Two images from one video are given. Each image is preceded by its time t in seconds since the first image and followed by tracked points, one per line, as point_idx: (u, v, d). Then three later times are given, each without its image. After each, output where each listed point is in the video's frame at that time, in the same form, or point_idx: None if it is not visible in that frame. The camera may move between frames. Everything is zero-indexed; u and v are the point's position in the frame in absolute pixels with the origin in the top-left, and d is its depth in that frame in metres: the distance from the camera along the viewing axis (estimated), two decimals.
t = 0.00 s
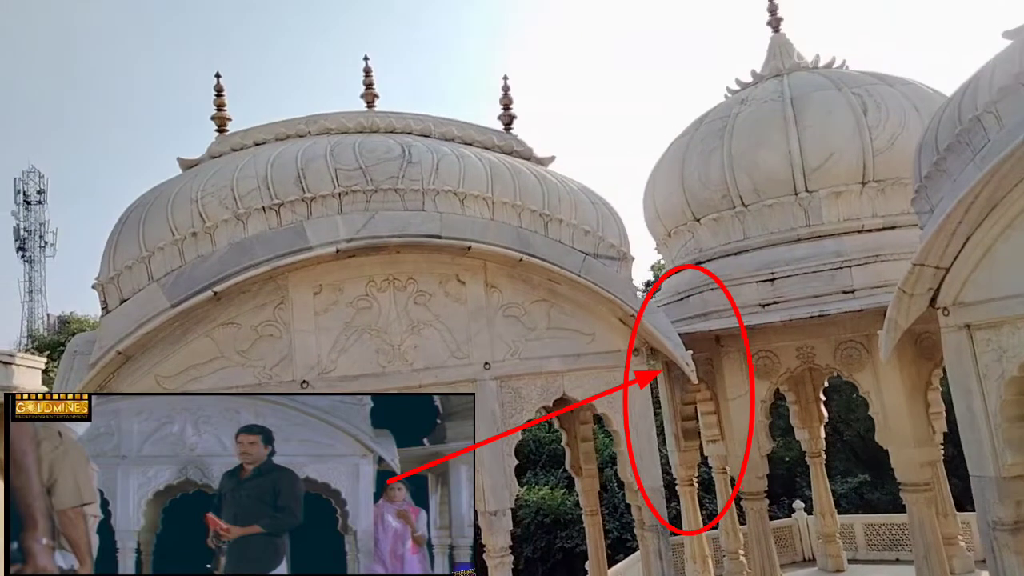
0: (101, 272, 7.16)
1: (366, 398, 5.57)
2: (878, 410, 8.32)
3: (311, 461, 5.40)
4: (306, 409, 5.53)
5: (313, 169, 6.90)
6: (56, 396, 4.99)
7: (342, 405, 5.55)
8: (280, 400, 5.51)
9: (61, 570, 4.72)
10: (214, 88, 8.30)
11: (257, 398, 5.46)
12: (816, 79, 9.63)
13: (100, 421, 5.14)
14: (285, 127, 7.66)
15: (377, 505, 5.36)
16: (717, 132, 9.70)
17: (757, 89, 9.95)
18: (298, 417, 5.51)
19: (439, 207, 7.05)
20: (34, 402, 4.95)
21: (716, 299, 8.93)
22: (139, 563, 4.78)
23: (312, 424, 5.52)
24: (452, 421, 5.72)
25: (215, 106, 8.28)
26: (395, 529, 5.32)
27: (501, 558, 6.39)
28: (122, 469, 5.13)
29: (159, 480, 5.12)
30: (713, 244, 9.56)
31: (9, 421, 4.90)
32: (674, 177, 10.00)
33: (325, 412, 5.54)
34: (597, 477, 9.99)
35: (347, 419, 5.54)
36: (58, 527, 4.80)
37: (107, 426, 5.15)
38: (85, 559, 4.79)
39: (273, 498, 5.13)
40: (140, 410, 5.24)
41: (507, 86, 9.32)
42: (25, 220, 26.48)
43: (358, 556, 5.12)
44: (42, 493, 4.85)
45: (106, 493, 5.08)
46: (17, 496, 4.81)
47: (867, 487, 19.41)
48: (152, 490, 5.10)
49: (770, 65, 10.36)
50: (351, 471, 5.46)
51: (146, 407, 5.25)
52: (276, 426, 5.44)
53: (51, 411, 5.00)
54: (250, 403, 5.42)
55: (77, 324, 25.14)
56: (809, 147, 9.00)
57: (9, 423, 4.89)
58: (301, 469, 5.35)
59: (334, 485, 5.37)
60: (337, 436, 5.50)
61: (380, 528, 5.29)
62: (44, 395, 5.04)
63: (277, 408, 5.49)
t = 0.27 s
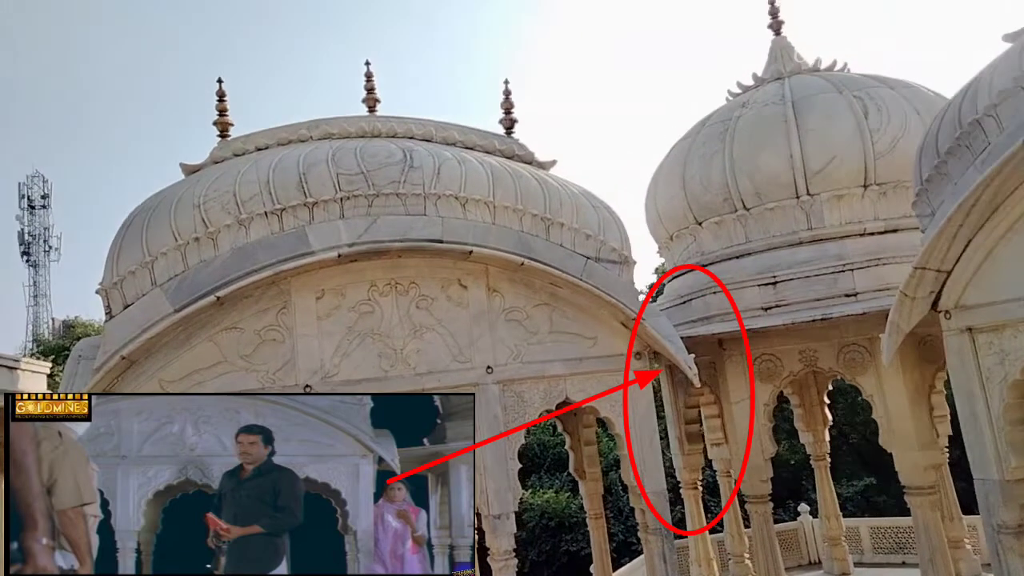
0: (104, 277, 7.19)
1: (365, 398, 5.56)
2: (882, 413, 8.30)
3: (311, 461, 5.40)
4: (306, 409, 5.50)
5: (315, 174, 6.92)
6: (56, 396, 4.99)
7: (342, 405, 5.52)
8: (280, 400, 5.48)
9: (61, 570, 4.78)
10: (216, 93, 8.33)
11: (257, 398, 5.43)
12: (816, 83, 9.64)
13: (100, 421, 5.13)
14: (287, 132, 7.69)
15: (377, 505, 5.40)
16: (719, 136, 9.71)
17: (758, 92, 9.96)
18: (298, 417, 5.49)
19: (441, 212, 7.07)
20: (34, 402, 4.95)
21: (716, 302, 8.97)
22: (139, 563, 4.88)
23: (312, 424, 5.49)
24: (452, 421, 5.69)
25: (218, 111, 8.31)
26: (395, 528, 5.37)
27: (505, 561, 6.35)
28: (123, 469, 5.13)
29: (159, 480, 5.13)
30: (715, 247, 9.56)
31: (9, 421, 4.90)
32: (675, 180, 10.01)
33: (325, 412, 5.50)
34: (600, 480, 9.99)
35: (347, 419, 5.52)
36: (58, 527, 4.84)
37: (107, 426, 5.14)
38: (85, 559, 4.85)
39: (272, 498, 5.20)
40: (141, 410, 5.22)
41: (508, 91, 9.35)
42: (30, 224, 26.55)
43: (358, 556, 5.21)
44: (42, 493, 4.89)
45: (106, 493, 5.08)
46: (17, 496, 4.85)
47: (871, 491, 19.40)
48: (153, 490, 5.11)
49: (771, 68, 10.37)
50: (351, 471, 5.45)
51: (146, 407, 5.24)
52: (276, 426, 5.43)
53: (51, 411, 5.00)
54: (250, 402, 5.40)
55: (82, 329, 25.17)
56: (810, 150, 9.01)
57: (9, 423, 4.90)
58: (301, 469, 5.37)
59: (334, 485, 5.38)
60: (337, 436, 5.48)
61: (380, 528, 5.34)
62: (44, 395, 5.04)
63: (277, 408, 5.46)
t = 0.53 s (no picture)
0: (114, 280, 7.27)
1: (365, 398, 5.60)
2: (890, 414, 8.28)
3: (311, 461, 5.45)
4: (306, 409, 5.55)
5: (322, 178, 6.97)
6: (56, 397, 5.05)
7: (342, 405, 5.56)
8: (280, 400, 5.52)
9: (61, 570, 4.80)
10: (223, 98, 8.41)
11: (257, 398, 5.46)
12: (822, 84, 9.66)
13: (100, 421, 5.17)
14: (295, 136, 7.75)
15: (377, 505, 5.43)
16: (724, 137, 9.73)
17: (763, 93, 9.98)
18: (298, 417, 5.53)
19: (447, 214, 7.12)
20: (35, 403, 5.01)
21: (722, 303, 8.97)
22: (139, 563, 4.87)
23: (312, 424, 5.54)
24: (452, 421, 5.72)
25: (225, 115, 8.38)
26: (395, 528, 5.39)
27: (512, 562, 6.39)
28: (122, 469, 5.17)
29: (159, 480, 5.16)
30: (721, 249, 9.57)
31: (9, 421, 4.96)
32: (681, 182, 10.03)
33: (325, 412, 5.55)
34: (607, 481, 10.00)
35: (347, 419, 5.57)
36: (58, 527, 4.87)
37: (107, 426, 5.18)
38: (85, 559, 4.86)
39: (272, 498, 5.23)
40: (141, 410, 5.27)
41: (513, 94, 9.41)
42: (41, 227, 26.75)
43: (358, 556, 5.22)
44: (42, 493, 4.94)
45: (106, 493, 5.12)
46: (17, 496, 4.90)
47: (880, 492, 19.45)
48: (153, 490, 5.14)
49: (776, 70, 10.39)
50: (351, 471, 5.50)
51: (146, 407, 5.28)
52: (276, 426, 5.47)
53: (51, 411, 5.06)
54: (250, 402, 5.44)
55: (93, 331, 25.34)
56: (816, 151, 9.02)
57: (9, 423, 4.96)
58: (301, 469, 5.41)
59: (334, 485, 5.42)
60: (337, 436, 5.52)
61: (380, 528, 5.37)
62: (45, 395, 5.10)
63: (277, 408, 5.50)
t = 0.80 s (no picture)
0: (121, 283, 7.32)
1: (366, 398, 5.63)
2: (895, 416, 8.30)
3: (311, 461, 5.48)
4: (306, 409, 5.58)
5: (327, 180, 7.00)
6: (55, 397, 5.08)
7: (342, 405, 5.58)
8: (280, 400, 5.55)
9: (61, 570, 4.84)
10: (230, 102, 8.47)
11: (257, 398, 5.50)
12: (827, 85, 9.65)
13: (100, 421, 5.21)
14: (301, 139, 7.79)
15: (377, 505, 5.47)
16: (730, 138, 9.73)
17: (769, 94, 9.97)
18: (298, 417, 5.55)
19: (451, 216, 7.15)
20: (34, 403, 5.03)
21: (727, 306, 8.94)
22: (139, 563, 4.92)
23: (312, 424, 5.57)
24: (452, 421, 5.76)
25: (232, 119, 8.43)
26: (395, 528, 5.44)
27: (516, 564, 6.41)
28: (122, 468, 5.22)
29: (159, 480, 5.20)
30: (727, 250, 9.57)
31: (9, 421, 5.00)
32: (686, 183, 10.03)
33: (325, 412, 5.57)
34: (613, 484, 10.01)
35: (347, 419, 5.59)
36: (58, 527, 4.91)
37: (107, 426, 5.22)
38: (85, 559, 4.91)
39: (273, 498, 5.25)
40: (141, 410, 5.30)
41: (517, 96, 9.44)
42: (51, 229, 26.93)
43: (358, 556, 5.26)
44: (42, 493, 4.97)
45: (106, 493, 5.17)
46: (17, 496, 4.92)
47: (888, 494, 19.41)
48: (153, 491, 5.18)
49: (782, 70, 10.38)
50: (351, 471, 5.53)
51: (146, 407, 5.31)
52: (276, 426, 5.50)
53: (51, 411, 5.09)
54: (250, 402, 5.47)
55: (103, 332, 25.49)
56: (822, 152, 9.01)
57: (9, 423, 4.99)
58: (301, 469, 5.44)
59: (334, 486, 5.45)
60: (337, 436, 5.56)
61: (380, 528, 5.41)
62: (44, 395, 5.12)
63: (277, 408, 5.53)
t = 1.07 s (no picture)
0: (131, 284, 7.39)
1: (365, 398, 5.67)
2: (903, 421, 8.34)
3: (311, 461, 5.52)
4: (306, 409, 5.62)
5: (335, 183, 7.05)
6: (55, 397, 5.13)
7: (342, 405, 5.64)
8: (280, 400, 5.60)
9: (61, 570, 4.89)
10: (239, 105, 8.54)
11: (257, 399, 5.56)
12: (834, 88, 9.67)
13: (100, 421, 5.25)
14: (309, 142, 7.85)
15: (377, 505, 5.51)
16: (736, 142, 9.76)
17: (776, 98, 9.99)
18: (298, 418, 5.59)
19: (458, 219, 7.19)
20: (34, 403, 5.08)
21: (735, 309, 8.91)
22: (139, 563, 4.97)
23: (312, 424, 5.61)
24: (452, 421, 5.77)
25: (241, 122, 8.50)
26: (395, 528, 5.48)
27: (522, 565, 6.46)
28: (123, 469, 5.25)
29: (159, 480, 5.24)
30: (733, 253, 9.58)
31: (10, 421, 5.05)
32: (693, 186, 10.06)
33: (325, 411, 5.63)
34: (619, 486, 10.02)
35: (347, 419, 5.64)
36: (58, 527, 4.97)
37: (106, 426, 5.26)
38: (85, 559, 4.96)
39: (273, 498, 5.30)
40: (141, 410, 5.32)
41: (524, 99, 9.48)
42: (62, 230, 27.17)
43: (358, 556, 5.31)
44: (42, 493, 5.02)
45: (106, 493, 5.20)
46: (18, 496, 4.97)
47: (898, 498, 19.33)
48: (153, 491, 5.21)
49: (789, 73, 10.40)
50: (351, 471, 5.56)
51: (146, 407, 5.33)
52: (276, 426, 5.54)
53: (51, 411, 5.13)
54: (250, 403, 5.53)
55: (111, 332, 25.63)
56: (828, 156, 9.03)
57: (9, 423, 5.04)
58: (301, 468, 5.48)
59: (334, 485, 5.49)
60: (337, 436, 5.61)
61: (380, 528, 5.45)
62: (44, 395, 5.17)
63: (277, 408, 5.58)
